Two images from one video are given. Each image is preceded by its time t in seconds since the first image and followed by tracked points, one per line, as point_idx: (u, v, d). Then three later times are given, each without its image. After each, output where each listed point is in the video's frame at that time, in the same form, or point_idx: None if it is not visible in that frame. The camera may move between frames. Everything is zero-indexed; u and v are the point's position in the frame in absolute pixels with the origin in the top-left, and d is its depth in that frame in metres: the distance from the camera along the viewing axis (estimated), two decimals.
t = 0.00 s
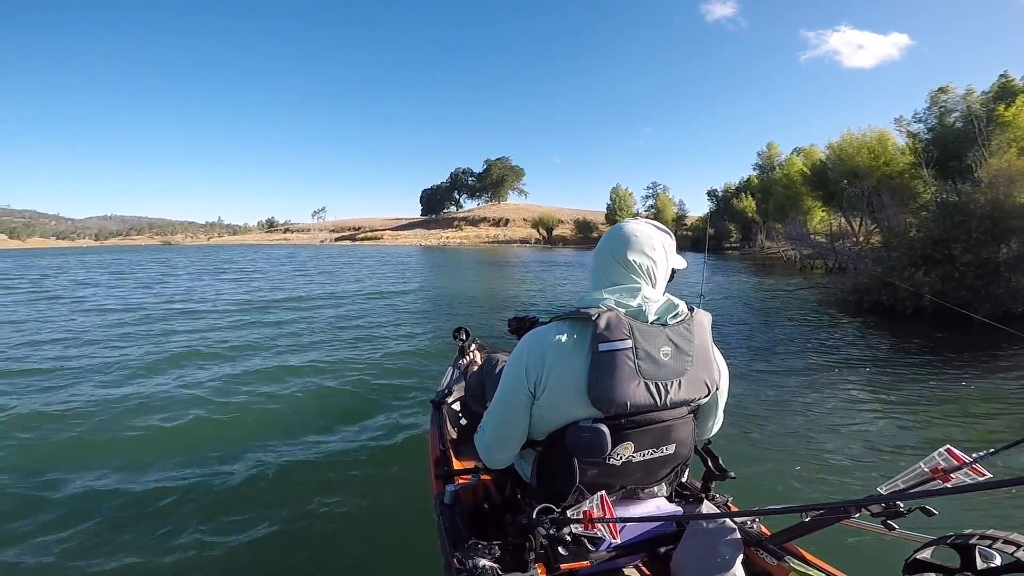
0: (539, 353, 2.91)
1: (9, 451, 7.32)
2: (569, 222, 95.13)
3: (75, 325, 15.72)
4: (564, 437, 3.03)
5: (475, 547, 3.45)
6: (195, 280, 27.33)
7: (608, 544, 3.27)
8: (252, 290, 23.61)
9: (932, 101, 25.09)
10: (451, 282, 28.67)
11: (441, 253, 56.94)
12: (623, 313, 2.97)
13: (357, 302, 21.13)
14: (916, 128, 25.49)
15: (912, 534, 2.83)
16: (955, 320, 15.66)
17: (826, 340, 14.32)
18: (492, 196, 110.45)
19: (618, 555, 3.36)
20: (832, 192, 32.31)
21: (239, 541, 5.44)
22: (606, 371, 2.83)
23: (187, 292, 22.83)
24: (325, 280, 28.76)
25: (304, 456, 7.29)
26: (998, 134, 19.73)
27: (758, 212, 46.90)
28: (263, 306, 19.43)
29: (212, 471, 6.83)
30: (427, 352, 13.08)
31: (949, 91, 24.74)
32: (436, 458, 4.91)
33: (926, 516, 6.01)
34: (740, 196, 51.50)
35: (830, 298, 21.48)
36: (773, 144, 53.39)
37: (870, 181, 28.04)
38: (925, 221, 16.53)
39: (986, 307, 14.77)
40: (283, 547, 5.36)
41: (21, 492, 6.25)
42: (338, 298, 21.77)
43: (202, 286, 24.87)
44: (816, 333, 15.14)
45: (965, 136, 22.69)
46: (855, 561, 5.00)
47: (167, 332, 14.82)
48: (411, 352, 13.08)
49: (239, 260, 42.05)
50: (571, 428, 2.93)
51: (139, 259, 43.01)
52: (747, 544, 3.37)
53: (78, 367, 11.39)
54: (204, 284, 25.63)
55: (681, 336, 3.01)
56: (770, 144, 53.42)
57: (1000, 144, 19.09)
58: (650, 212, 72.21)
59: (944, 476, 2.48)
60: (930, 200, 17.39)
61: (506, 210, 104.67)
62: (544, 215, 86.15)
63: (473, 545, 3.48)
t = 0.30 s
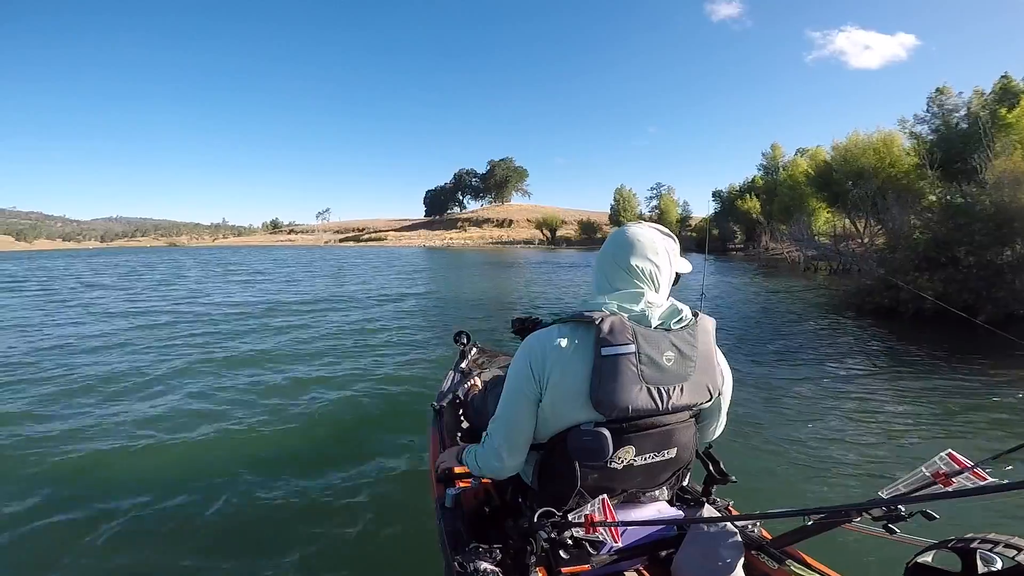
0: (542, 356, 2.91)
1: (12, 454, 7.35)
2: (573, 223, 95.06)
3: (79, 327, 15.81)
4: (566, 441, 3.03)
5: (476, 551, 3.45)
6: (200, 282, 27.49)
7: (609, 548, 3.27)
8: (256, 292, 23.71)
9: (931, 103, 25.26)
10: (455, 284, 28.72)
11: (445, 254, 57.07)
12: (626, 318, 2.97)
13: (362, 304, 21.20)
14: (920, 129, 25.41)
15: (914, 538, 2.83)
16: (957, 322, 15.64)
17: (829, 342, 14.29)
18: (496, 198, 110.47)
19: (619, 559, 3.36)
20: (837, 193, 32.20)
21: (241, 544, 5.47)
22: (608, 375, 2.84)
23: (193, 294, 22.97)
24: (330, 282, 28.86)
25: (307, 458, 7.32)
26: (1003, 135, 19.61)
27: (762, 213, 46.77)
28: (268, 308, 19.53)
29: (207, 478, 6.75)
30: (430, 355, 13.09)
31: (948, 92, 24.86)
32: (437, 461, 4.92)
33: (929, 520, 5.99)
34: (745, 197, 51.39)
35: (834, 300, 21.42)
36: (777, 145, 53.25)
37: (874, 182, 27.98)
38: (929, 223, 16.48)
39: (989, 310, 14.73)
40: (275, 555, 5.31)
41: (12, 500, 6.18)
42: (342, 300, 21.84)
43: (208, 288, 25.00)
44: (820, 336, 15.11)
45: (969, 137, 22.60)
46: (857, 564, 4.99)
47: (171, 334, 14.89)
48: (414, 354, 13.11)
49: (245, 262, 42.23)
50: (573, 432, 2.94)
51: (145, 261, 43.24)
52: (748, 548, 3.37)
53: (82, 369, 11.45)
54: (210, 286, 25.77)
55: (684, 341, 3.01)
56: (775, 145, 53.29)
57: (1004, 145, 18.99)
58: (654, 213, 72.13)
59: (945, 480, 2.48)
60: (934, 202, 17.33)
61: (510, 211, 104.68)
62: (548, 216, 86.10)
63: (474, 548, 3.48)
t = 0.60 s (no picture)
0: (538, 362, 2.90)
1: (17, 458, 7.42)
2: (576, 222, 94.98)
3: (86, 330, 15.94)
4: (563, 446, 3.02)
5: (474, 555, 3.44)
6: (205, 284, 27.60)
7: (608, 552, 3.28)
8: (260, 294, 23.78)
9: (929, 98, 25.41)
10: (459, 283, 28.72)
11: (450, 254, 57.18)
12: (622, 322, 2.98)
13: (366, 304, 21.22)
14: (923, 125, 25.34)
15: (912, 541, 2.81)
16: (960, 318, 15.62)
17: (832, 339, 14.28)
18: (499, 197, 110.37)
19: (618, 562, 3.36)
20: (841, 189, 32.12)
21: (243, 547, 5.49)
22: (605, 380, 2.83)
23: (198, 296, 23.06)
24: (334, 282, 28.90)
25: (308, 461, 7.34)
26: (1007, 131, 19.52)
27: (766, 209, 46.73)
28: (272, 309, 19.58)
29: (204, 482, 6.74)
30: (434, 354, 13.11)
31: (945, 87, 25.03)
32: (436, 465, 4.92)
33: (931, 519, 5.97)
34: (749, 194, 51.27)
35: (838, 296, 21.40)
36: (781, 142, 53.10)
37: (878, 179, 27.92)
38: (932, 220, 16.45)
39: (991, 306, 14.69)
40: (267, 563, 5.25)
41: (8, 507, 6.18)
42: (346, 301, 21.86)
43: (213, 290, 25.10)
44: (823, 333, 15.10)
45: (972, 133, 22.52)
46: (858, 565, 4.98)
47: (177, 336, 14.98)
48: (417, 354, 13.10)
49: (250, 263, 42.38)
50: (570, 437, 2.94)
51: (153, 262, 43.58)
52: (747, 551, 3.36)
53: (89, 372, 11.56)
54: (215, 288, 25.86)
55: (681, 345, 3.01)
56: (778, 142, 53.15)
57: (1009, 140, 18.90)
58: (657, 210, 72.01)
59: (943, 483, 2.46)
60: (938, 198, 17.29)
61: (513, 210, 104.57)
62: (551, 215, 86.04)
63: (472, 553, 3.47)
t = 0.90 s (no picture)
0: (538, 356, 2.91)
1: (22, 457, 7.46)
2: (580, 219, 94.84)
3: (90, 330, 16.03)
4: (564, 440, 3.02)
5: (475, 550, 3.45)
6: (210, 284, 27.70)
7: (609, 546, 3.28)
8: (264, 293, 23.86)
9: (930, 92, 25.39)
10: (462, 280, 28.73)
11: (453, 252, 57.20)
12: (622, 316, 2.98)
13: (370, 302, 21.26)
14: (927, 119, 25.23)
15: (914, 536, 2.80)
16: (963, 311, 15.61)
17: (835, 334, 14.27)
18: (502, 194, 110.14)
19: (619, 557, 3.36)
20: (845, 183, 32.02)
21: (248, 550, 5.50)
22: (605, 374, 2.83)
23: (203, 296, 23.15)
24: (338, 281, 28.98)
25: (310, 460, 7.38)
26: (1011, 124, 19.41)
27: (770, 205, 46.63)
28: (276, 308, 19.63)
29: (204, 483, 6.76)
30: (437, 351, 13.13)
31: (945, 81, 25.01)
32: (436, 461, 4.94)
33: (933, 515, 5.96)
34: (752, 190, 51.12)
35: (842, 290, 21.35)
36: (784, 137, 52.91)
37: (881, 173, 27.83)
38: (936, 213, 16.40)
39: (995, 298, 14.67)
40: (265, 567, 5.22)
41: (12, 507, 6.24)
42: (349, 299, 21.92)
43: (218, 289, 25.20)
44: (826, 328, 15.06)
45: (975, 126, 22.41)
46: (860, 561, 4.97)
47: (181, 335, 15.04)
48: (420, 351, 13.13)
49: (255, 263, 42.52)
50: (570, 431, 2.94)
51: (159, 263, 43.85)
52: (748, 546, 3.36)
53: (94, 372, 11.63)
54: (219, 288, 25.94)
55: (682, 338, 3.00)
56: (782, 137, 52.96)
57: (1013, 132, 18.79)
58: (661, 207, 71.85)
59: (945, 478, 2.46)
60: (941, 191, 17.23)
61: (516, 207, 104.46)
62: (555, 212, 85.90)
63: (473, 548, 3.48)
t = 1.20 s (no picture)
0: (543, 354, 2.91)
1: (26, 456, 7.48)
2: (583, 220, 94.77)
3: (94, 330, 16.09)
4: (568, 438, 3.02)
5: (479, 547, 3.45)
6: (214, 284, 27.80)
7: (613, 544, 3.29)
8: (269, 293, 23.94)
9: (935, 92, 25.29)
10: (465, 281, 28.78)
11: (456, 253, 57.24)
12: (630, 313, 2.98)
13: (373, 302, 21.31)
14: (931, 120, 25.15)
15: (920, 534, 2.79)
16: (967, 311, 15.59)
17: (838, 334, 14.24)
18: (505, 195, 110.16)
19: (623, 555, 3.37)
20: (849, 185, 31.95)
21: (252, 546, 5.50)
22: (612, 371, 2.84)
23: (207, 296, 23.24)
24: (342, 281, 29.06)
25: (313, 459, 7.40)
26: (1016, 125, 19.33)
27: (774, 206, 46.54)
28: (279, 308, 19.68)
29: (207, 481, 6.79)
30: (440, 352, 13.15)
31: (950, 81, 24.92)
32: (440, 458, 4.94)
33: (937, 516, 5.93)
34: (756, 191, 51.04)
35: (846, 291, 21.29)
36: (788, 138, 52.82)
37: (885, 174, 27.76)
38: (941, 214, 16.36)
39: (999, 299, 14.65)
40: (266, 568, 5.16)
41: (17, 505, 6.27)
42: (353, 299, 21.98)
43: (222, 289, 25.28)
44: (830, 329, 15.03)
45: (980, 127, 22.33)
46: (864, 561, 4.96)
47: (185, 335, 15.10)
48: (423, 352, 13.15)
49: (259, 263, 42.64)
50: (575, 428, 2.94)
51: (163, 263, 44.03)
52: (752, 544, 3.36)
53: (98, 372, 11.66)
54: (224, 288, 26.04)
55: (688, 336, 3.01)
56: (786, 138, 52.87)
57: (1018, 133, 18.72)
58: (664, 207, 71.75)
59: (950, 476, 2.46)
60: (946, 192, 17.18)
61: (519, 208, 104.47)
62: (558, 213, 85.87)
63: (478, 546, 3.48)
